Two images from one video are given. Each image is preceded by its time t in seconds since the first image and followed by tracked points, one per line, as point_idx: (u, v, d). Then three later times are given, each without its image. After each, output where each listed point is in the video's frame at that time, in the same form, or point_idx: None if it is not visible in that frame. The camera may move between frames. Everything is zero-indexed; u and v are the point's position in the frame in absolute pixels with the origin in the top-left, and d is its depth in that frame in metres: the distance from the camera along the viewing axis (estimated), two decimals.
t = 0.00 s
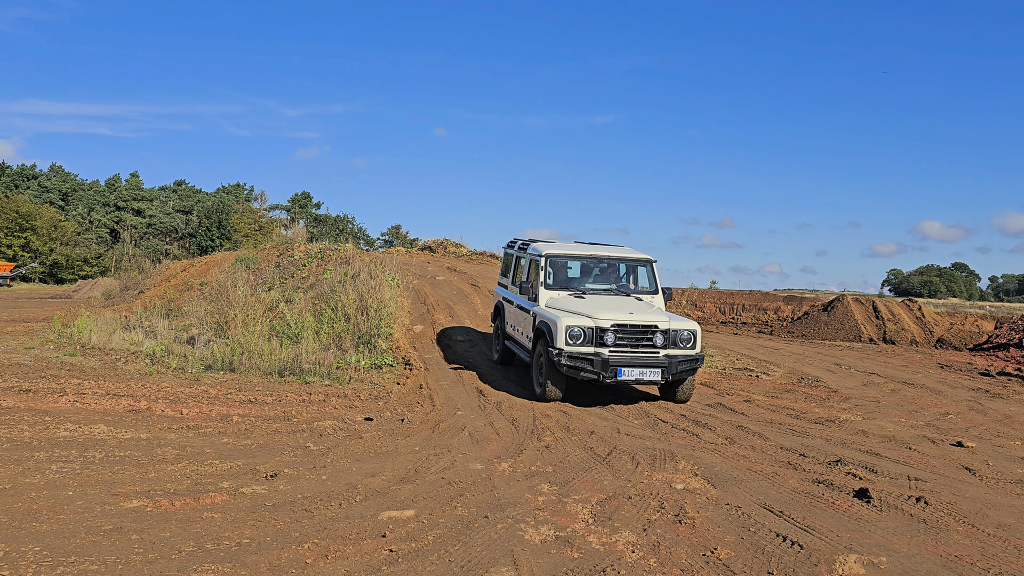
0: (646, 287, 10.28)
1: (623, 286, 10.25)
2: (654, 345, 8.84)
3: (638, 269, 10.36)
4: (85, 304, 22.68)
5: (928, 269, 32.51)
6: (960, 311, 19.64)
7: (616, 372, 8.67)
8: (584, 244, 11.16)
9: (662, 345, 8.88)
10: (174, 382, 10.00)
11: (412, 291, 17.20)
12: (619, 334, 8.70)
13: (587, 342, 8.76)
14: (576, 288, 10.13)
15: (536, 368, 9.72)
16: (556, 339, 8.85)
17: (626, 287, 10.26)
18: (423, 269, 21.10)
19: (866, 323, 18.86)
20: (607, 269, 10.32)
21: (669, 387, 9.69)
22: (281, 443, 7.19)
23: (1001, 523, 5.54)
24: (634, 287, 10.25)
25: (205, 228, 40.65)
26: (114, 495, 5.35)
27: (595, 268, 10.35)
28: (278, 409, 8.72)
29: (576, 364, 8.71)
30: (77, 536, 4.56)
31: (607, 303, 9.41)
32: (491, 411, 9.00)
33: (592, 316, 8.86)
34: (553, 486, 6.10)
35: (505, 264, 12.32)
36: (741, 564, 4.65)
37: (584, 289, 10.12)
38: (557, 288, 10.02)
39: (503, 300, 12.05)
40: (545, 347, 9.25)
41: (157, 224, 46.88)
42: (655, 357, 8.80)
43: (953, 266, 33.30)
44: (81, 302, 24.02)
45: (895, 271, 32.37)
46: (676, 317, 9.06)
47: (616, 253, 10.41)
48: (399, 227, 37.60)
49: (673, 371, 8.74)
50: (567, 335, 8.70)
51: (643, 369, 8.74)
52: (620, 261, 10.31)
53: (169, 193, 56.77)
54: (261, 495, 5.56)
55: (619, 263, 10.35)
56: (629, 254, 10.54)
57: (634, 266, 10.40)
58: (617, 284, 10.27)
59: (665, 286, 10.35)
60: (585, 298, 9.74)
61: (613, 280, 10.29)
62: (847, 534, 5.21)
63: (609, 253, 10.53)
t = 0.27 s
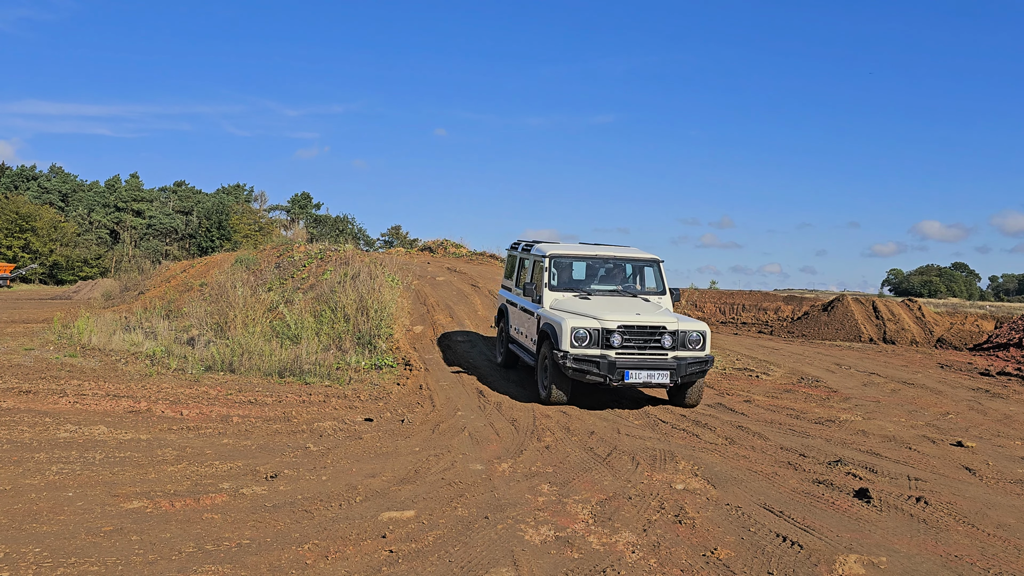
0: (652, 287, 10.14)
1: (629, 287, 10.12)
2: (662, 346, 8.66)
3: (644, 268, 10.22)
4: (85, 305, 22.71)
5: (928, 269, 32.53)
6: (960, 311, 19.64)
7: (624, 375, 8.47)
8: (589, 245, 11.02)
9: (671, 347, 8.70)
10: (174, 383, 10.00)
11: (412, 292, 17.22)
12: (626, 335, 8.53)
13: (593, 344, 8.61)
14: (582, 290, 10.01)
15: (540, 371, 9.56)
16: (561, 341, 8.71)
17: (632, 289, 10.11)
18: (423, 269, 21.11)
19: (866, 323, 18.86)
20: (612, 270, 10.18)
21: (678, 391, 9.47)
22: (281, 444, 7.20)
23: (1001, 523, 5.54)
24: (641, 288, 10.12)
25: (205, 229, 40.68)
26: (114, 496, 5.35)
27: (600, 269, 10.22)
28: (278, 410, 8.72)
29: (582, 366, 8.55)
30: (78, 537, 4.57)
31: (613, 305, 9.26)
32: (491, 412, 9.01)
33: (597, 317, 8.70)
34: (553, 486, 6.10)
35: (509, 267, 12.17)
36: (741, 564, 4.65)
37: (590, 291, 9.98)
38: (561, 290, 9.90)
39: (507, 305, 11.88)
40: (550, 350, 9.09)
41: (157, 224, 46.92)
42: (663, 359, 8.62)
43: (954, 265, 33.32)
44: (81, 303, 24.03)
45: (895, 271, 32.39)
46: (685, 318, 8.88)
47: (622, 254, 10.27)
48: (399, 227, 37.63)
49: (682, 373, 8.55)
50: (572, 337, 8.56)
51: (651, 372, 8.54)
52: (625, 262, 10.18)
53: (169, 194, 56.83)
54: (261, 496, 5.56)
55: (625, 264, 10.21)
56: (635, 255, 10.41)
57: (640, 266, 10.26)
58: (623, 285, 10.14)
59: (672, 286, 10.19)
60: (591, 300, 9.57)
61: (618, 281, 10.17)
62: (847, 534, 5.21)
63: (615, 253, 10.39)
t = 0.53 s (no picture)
0: (662, 289, 9.83)
1: (638, 288, 9.81)
2: (673, 349, 8.41)
3: (653, 270, 9.90)
4: (85, 306, 22.75)
5: (927, 269, 32.56)
6: (960, 311, 19.65)
7: (633, 378, 8.24)
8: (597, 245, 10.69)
9: (682, 350, 8.45)
10: (174, 384, 10.00)
11: (411, 293, 17.23)
12: (637, 337, 8.28)
13: (602, 346, 8.34)
14: (590, 289, 9.66)
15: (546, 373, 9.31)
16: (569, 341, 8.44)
17: (642, 290, 9.79)
18: (422, 270, 21.12)
19: (865, 323, 18.87)
20: (621, 270, 9.85)
21: (687, 395, 9.20)
22: (281, 445, 7.20)
23: (1001, 523, 5.55)
24: (650, 289, 9.81)
25: (205, 230, 40.71)
26: (114, 497, 5.36)
27: (609, 269, 9.89)
28: (278, 411, 8.72)
29: (591, 368, 8.30)
30: (78, 538, 4.57)
31: (622, 306, 8.98)
32: (491, 412, 9.00)
33: (607, 318, 8.43)
34: (552, 487, 6.10)
35: (513, 267, 11.89)
36: (741, 564, 4.65)
37: (598, 292, 9.65)
38: (569, 289, 9.54)
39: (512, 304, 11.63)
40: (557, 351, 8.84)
41: (157, 225, 47.00)
42: (674, 363, 8.37)
43: (953, 265, 33.35)
44: (81, 304, 24.08)
45: (894, 271, 32.43)
46: (696, 321, 8.63)
47: (631, 254, 9.95)
48: (399, 228, 37.68)
49: (693, 377, 8.30)
50: (580, 338, 8.29)
51: (661, 375, 8.30)
52: (635, 262, 9.86)
53: (169, 195, 56.89)
54: (261, 497, 5.56)
55: (635, 264, 9.88)
56: (644, 256, 10.09)
57: (650, 267, 9.95)
58: (631, 285, 9.83)
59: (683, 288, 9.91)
60: (600, 301, 9.26)
61: (627, 281, 9.85)
62: (846, 534, 5.21)
63: (624, 254, 10.06)
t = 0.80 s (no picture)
0: (669, 290, 9.63)
1: (644, 289, 9.61)
2: (682, 352, 8.19)
3: (659, 270, 9.71)
4: (85, 308, 22.78)
5: (926, 270, 32.57)
6: (959, 312, 19.64)
7: (641, 382, 8.00)
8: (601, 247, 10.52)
9: (691, 352, 8.23)
10: (173, 386, 10.01)
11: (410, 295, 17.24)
12: (645, 340, 8.05)
13: (609, 349, 8.10)
14: (595, 291, 9.47)
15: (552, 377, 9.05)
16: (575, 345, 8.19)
17: (648, 291, 9.59)
18: (422, 271, 21.13)
19: (865, 324, 18.88)
20: (626, 271, 9.66)
21: (696, 399, 9.02)
22: (280, 446, 7.20)
23: (1001, 524, 5.55)
24: (656, 290, 9.61)
25: (204, 231, 40.74)
26: (113, 499, 5.35)
27: (614, 271, 9.71)
28: (278, 412, 8.72)
29: (597, 372, 8.05)
30: (78, 540, 4.57)
31: (628, 308, 8.75)
32: (491, 413, 9.01)
33: (614, 320, 8.21)
34: (552, 488, 6.10)
35: (516, 270, 11.70)
36: (741, 565, 4.65)
37: (603, 293, 9.46)
38: (573, 291, 9.38)
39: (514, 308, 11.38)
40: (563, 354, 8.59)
41: (157, 227, 47.04)
42: (683, 366, 8.13)
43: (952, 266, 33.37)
44: (81, 305, 24.12)
45: (894, 272, 32.45)
46: (705, 322, 8.41)
47: (636, 255, 9.78)
48: (399, 229, 37.72)
49: (703, 381, 8.07)
50: (586, 341, 8.04)
51: (670, 379, 8.07)
52: (640, 263, 9.68)
53: (169, 197, 56.95)
54: (260, 499, 5.56)
55: (641, 265, 9.70)
56: (650, 256, 9.91)
57: (656, 268, 9.76)
58: (637, 286, 9.63)
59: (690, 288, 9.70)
60: (605, 303, 9.07)
61: (632, 282, 9.66)
62: (846, 535, 5.21)
63: (630, 255, 9.88)
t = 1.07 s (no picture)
0: (676, 292, 9.38)
1: (651, 291, 9.36)
2: (691, 355, 8.00)
3: (666, 272, 9.44)
4: (85, 309, 22.79)
5: (926, 271, 32.59)
6: (959, 313, 19.65)
7: (650, 387, 7.80)
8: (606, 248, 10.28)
9: (700, 355, 8.04)
10: (173, 387, 10.01)
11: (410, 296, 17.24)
12: (653, 343, 7.87)
13: (616, 353, 7.91)
14: (599, 293, 9.23)
15: (557, 382, 8.84)
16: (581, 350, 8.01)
17: (655, 293, 9.35)
18: (421, 272, 21.13)
19: (865, 325, 18.87)
20: (631, 273, 9.40)
21: (707, 403, 8.82)
22: (280, 448, 7.20)
23: (1001, 525, 5.55)
24: (663, 292, 9.37)
25: (204, 233, 40.75)
26: (113, 500, 5.35)
27: (620, 273, 9.47)
28: (277, 413, 8.72)
29: (604, 377, 7.85)
30: (78, 541, 4.57)
31: (635, 311, 8.57)
32: (491, 415, 9.02)
33: (620, 323, 8.03)
34: (552, 490, 6.10)
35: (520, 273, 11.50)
36: (741, 566, 4.66)
37: (609, 296, 9.23)
38: (578, 294, 9.15)
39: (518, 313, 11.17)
40: (569, 359, 8.40)
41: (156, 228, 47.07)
42: (693, 369, 7.94)
43: (952, 268, 33.40)
44: (81, 307, 24.12)
45: (893, 274, 32.47)
46: (714, 324, 8.23)
47: (643, 256, 9.53)
48: (398, 230, 37.78)
49: (714, 384, 7.87)
50: (593, 345, 7.86)
51: (680, 384, 7.86)
52: (647, 265, 9.42)
53: (168, 198, 56.99)
54: (260, 500, 5.56)
55: (648, 267, 9.45)
56: (657, 257, 9.65)
57: (663, 270, 9.50)
58: (643, 289, 9.39)
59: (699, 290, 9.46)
60: (612, 306, 8.86)
61: (638, 285, 9.41)
62: (846, 536, 5.21)
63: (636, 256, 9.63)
